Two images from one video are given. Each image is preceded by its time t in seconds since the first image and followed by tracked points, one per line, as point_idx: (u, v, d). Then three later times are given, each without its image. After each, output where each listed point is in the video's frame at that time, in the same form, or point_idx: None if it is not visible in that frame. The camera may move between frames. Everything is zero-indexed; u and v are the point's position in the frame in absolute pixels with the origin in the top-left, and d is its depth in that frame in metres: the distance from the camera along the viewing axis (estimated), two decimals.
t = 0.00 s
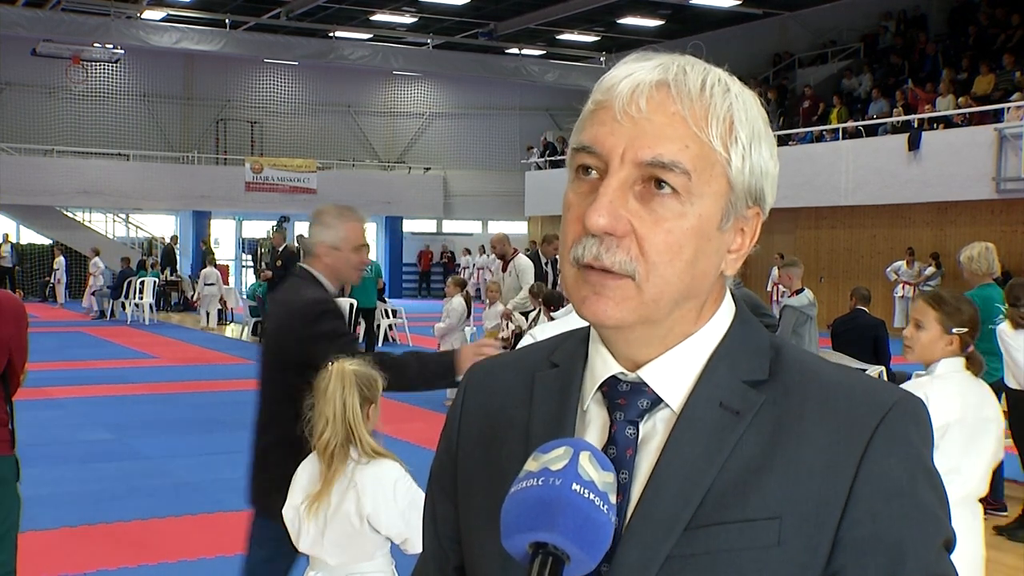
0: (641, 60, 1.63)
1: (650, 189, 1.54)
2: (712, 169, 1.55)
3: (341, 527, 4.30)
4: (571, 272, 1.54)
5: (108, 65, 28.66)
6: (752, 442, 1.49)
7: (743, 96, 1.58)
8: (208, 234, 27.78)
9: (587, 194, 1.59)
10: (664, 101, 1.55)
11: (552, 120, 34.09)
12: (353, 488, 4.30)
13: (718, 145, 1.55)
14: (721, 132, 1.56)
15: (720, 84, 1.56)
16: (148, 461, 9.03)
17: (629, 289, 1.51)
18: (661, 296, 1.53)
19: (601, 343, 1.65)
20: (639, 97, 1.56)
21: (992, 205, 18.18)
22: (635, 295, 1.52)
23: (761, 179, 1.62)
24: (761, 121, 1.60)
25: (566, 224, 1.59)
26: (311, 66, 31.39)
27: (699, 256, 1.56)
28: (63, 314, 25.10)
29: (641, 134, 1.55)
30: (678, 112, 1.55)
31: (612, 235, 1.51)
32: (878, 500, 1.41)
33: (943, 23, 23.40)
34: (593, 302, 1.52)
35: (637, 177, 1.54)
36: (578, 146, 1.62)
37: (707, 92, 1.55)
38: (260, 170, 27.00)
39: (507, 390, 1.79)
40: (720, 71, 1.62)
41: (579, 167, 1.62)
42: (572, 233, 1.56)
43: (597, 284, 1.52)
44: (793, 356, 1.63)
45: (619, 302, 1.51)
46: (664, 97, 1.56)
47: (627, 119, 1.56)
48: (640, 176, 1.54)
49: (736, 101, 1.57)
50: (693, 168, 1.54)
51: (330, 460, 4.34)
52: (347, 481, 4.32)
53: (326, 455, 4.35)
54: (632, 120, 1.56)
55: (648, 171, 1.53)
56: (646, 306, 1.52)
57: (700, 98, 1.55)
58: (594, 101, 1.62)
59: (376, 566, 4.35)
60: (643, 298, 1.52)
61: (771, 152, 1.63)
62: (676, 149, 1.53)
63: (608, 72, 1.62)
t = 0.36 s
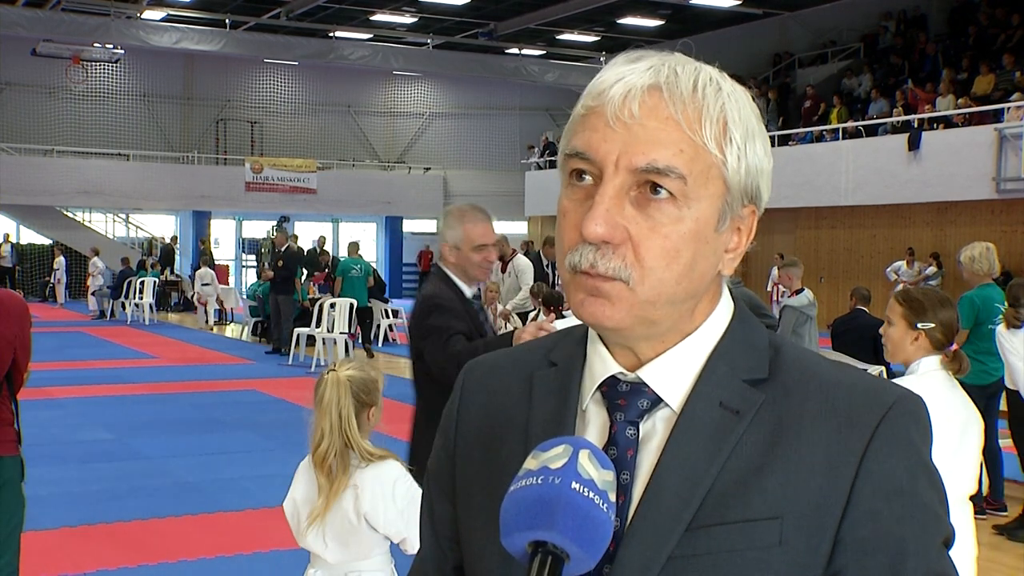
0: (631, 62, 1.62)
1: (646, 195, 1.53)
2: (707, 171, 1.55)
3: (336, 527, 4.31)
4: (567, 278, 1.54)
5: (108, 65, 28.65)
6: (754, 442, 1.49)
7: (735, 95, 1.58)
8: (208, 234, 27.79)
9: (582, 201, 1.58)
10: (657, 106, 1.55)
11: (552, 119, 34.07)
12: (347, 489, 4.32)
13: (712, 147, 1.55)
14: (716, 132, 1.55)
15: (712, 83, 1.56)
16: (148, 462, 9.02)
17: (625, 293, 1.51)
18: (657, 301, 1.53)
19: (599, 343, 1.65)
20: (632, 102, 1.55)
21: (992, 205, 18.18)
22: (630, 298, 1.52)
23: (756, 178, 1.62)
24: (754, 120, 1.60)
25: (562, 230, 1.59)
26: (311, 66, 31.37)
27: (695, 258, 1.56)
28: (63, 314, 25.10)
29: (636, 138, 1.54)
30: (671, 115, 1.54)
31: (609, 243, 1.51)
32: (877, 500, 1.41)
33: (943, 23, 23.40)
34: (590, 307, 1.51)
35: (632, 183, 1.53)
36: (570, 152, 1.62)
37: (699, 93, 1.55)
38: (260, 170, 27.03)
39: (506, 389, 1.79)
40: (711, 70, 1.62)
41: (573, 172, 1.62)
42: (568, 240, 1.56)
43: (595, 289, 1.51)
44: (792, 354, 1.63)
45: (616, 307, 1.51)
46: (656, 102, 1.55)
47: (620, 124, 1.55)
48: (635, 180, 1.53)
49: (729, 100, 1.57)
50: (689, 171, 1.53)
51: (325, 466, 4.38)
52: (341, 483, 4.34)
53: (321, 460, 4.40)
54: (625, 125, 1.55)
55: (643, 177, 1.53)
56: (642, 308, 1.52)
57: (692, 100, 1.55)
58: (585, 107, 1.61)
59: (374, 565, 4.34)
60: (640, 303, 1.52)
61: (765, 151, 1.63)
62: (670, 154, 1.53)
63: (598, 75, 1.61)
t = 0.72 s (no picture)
0: (631, 61, 1.62)
1: (646, 193, 1.52)
2: (706, 171, 1.55)
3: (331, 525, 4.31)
4: (566, 278, 1.53)
5: (108, 65, 28.65)
6: (753, 442, 1.49)
7: (735, 95, 1.58)
8: (208, 233, 27.80)
9: (582, 200, 1.58)
10: (656, 104, 1.54)
11: (552, 119, 34.05)
12: (344, 489, 4.32)
13: (711, 146, 1.55)
14: (716, 131, 1.55)
15: (712, 83, 1.56)
16: (148, 461, 9.02)
17: (624, 295, 1.51)
18: (657, 300, 1.52)
19: (598, 344, 1.64)
20: (631, 100, 1.55)
21: (993, 205, 18.17)
22: (630, 299, 1.51)
23: (756, 177, 1.61)
24: (753, 120, 1.60)
25: (561, 229, 1.58)
26: (312, 66, 31.36)
27: (696, 258, 1.55)
28: (63, 314, 25.10)
29: (636, 137, 1.53)
30: (671, 114, 1.54)
31: (609, 242, 1.50)
32: (878, 498, 1.41)
33: (943, 23, 23.39)
34: (590, 306, 1.51)
35: (632, 181, 1.53)
36: (570, 151, 1.61)
37: (699, 92, 1.55)
38: (260, 170, 27.01)
39: (505, 390, 1.79)
40: (711, 70, 1.61)
41: (572, 171, 1.61)
42: (568, 239, 1.55)
43: (595, 289, 1.51)
44: (791, 353, 1.62)
45: (615, 308, 1.51)
46: (656, 100, 1.55)
47: (619, 122, 1.55)
48: (634, 179, 1.53)
49: (729, 99, 1.57)
50: (689, 170, 1.53)
51: (325, 466, 4.38)
52: (338, 484, 4.34)
53: (318, 462, 4.40)
54: (625, 124, 1.55)
55: (643, 175, 1.52)
56: (641, 308, 1.52)
57: (693, 98, 1.55)
58: (584, 105, 1.61)
59: (371, 567, 4.32)
60: (639, 305, 1.51)
61: (764, 151, 1.62)
62: (669, 152, 1.52)
63: (597, 74, 1.61)
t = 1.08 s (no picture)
0: (626, 58, 1.63)
1: (641, 190, 1.53)
2: (701, 168, 1.55)
3: (331, 515, 4.31)
4: (564, 276, 1.53)
5: (108, 65, 28.66)
6: (752, 442, 1.49)
7: (730, 92, 1.58)
8: (208, 233, 27.83)
9: (577, 197, 1.58)
10: (652, 101, 1.55)
11: (552, 120, 34.04)
12: (350, 479, 4.35)
13: (708, 144, 1.55)
14: (711, 129, 1.55)
15: (708, 81, 1.56)
16: (148, 462, 9.03)
17: (622, 295, 1.51)
18: (656, 299, 1.52)
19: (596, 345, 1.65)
20: (627, 97, 1.56)
21: (993, 205, 18.17)
22: (629, 298, 1.51)
23: (753, 175, 1.62)
24: (750, 116, 1.60)
25: (557, 226, 1.59)
26: (312, 66, 31.36)
27: (693, 256, 1.56)
28: (63, 314, 25.11)
29: (632, 134, 1.54)
30: (667, 111, 1.54)
31: (605, 239, 1.51)
32: (877, 498, 1.41)
33: (943, 23, 23.38)
34: (589, 306, 1.51)
35: (627, 179, 1.53)
36: (566, 149, 1.62)
37: (695, 89, 1.55)
38: (260, 170, 27.04)
39: (504, 390, 1.79)
40: (708, 67, 1.62)
41: (568, 168, 1.61)
42: (564, 236, 1.55)
43: (593, 288, 1.51)
44: (790, 353, 1.63)
45: (613, 307, 1.51)
46: (652, 97, 1.55)
47: (615, 120, 1.55)
48: (631, 176, 1.53)
49: (725, 97, 1.57)
50: (684, 168, 1.53)
51: (332, 457, 4.41)
52: (343, 473, 4.37)
53: (326, 449, 4.43)
54: (620, 121, 1.55)
55: (638, 172, 1.53)
56: (642, 308, 1.52)
57: (688, 96, 1.55)
58: (581, 102, 1.61)
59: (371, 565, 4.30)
60: (639, 303, 1.52)
61: (760, 148, 1.63)
62: (664, 150, 1.53)
63: (593, 73, 1.62)
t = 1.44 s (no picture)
0: (628, 53, 1.62)
1: (645, 183, 1.52)
2: (705, 161, 1.54)
3: (340, 508, 4.33)
4: (567, 270, 1.53)
5: (108, 65, 28.66)
6: (751, 440, 1.48)
7: (733, 86, 1.58)
8: (208, 234, 27.83)
9: (580, 190, 1.58)
10: (655, 95, 1.55)
11: (552, 120, 34.06)
12: (364, 473, 4.40)
13: (711, 136, 1.55)
14: (714, 123, 1.55)
15: (711, 75, 1.56)
16: (147, 462, 9.02)
17: (625, 288, 1.51)
18: (660, 294, 1.52)
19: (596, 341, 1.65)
20: (630, 91, 1.55)
21: (993, 205, 18.17)
22: (632, 292, 1.51)
23: (755, 169, 1.62)
24: (751, 111, 1.60)
25: (560, 220, 1.58)
26: (312, 66, 31.36)
27: (696, 249, 1.55)
28: (63, 314, 25.12)
29: (635, 127, 1.53)
30: (670, 104, 1.54)
31: (610, 231, 1.50)
32: (876, 496, 1.41)
33: (943, 23, 23.38)
34: (592, 301, 1.51)
35: (632, 171, 1.53)
36: (568, 143, 1.61)
37: (697, 83, 1.55)
38: (260, 170, 27.04)
39: (503, 387, 1.79)
40: (709, 62, 1.62)
41: (571, 163, 1.61)
42: (566, 230, 1.55)
43: (594, 283, 1.51)
44: (790, 350, 1.62)
45: (618, 302, 1.51)
46: (655, 91, 1.55)
47: (618, 113, 1.55)
48: (634, 170, 1.53)
49: (727, 91, 1.57)
50: (687, 161, 1.53)
51: (348, 452, 4.42)
52: (356, 468, 4.40)
53: (342, 440, 4.44)
54: (624, 114, 1.54)
55: (642, 165, 1.52)
56: (647, 304, 1.52)
57: (691, 90, 1.55)
58: (583, 97, 1.61)
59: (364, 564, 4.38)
60: (644, 298, 1.51)
61: (762, 144, 1.63)
62: (668, 142, 1.52)
63: (595, 67, 1.62)
